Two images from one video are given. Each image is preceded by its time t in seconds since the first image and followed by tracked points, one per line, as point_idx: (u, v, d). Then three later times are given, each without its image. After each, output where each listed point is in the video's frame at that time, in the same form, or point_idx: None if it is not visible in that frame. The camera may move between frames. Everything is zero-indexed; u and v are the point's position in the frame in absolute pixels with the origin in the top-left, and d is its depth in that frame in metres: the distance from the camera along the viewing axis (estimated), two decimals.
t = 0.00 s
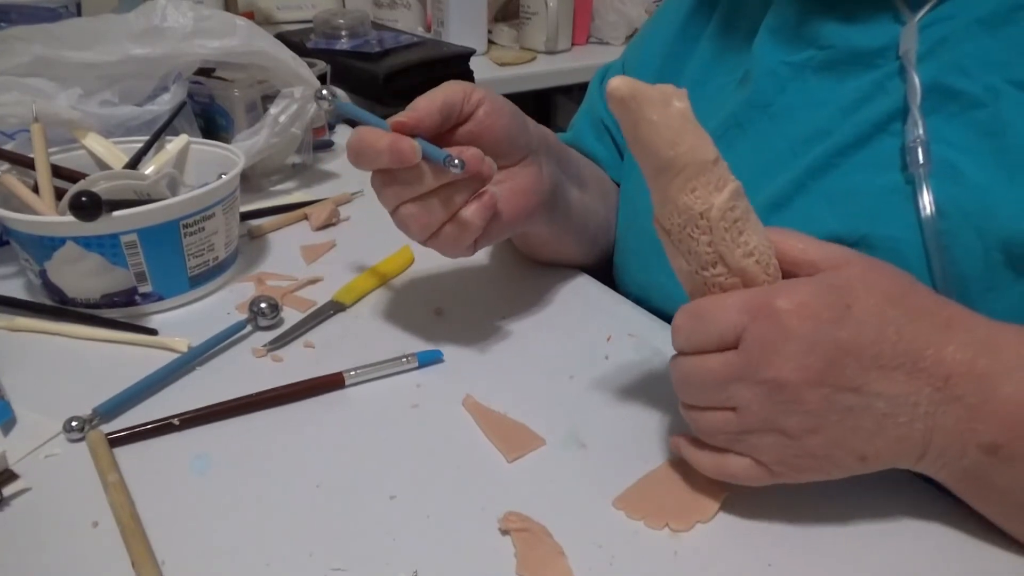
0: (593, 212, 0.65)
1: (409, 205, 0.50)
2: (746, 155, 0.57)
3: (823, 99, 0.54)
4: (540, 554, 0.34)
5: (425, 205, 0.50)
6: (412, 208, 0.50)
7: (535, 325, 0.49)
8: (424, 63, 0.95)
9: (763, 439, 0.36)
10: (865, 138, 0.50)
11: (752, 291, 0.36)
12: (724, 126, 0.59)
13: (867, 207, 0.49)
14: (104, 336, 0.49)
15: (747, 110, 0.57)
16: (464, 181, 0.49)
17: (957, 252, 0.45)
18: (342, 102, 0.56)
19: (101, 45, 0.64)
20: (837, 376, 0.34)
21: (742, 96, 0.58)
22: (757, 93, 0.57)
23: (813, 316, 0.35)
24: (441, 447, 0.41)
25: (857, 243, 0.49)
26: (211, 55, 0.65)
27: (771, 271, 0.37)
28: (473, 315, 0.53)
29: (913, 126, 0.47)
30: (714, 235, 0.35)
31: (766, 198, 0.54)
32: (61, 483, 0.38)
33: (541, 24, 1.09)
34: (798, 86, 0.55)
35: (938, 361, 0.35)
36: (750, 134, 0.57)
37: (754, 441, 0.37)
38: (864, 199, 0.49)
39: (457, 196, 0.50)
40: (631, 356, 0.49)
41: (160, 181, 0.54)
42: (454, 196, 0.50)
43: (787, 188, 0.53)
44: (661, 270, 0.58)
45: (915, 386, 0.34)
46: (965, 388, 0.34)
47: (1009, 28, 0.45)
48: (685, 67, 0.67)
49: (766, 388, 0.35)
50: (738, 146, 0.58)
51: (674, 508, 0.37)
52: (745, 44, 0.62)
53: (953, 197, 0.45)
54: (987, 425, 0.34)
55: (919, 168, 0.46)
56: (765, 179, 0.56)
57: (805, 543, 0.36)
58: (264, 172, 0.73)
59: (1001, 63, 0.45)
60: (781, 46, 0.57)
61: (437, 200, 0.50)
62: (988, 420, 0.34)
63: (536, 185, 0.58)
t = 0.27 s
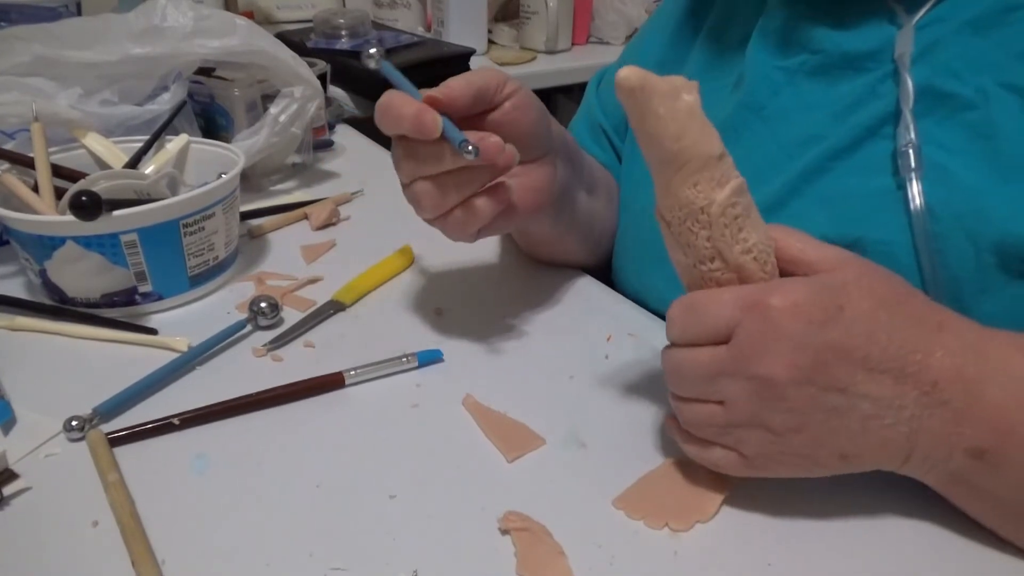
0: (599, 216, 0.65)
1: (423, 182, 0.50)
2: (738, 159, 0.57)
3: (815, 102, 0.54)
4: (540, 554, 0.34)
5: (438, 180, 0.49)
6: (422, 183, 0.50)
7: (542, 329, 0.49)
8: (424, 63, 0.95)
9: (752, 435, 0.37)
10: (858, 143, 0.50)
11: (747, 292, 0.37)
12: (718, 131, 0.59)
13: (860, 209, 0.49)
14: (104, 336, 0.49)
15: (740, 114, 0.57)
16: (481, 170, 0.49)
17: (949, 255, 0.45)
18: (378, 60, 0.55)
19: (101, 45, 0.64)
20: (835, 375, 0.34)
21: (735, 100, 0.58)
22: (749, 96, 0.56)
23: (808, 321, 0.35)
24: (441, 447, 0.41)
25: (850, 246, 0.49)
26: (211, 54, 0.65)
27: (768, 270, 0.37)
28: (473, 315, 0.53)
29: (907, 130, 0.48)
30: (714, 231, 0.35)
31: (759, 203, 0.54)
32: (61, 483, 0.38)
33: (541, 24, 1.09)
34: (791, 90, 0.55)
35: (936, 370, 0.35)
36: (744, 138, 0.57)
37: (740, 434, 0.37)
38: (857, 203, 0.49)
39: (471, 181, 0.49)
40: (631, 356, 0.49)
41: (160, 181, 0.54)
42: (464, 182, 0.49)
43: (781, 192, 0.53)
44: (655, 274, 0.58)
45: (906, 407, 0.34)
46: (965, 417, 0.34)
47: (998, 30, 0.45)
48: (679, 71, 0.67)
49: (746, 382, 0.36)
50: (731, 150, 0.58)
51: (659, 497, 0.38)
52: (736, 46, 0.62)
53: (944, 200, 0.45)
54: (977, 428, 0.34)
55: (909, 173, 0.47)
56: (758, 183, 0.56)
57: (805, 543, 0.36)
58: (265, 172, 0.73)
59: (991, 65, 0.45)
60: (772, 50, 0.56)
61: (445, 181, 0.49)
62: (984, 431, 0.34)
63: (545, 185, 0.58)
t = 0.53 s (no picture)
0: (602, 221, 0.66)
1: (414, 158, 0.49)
2: (733, 158, 0.57)
3: (809, 101, 0.54)
4: (541, 553, 0.34)
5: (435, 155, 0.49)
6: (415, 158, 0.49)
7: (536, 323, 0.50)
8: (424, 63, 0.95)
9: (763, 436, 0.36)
10: (850, 141, 0.51)
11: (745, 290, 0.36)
12: (713, 131, 0.59)
13: (852, 207, 0.49)
14: (104, 335, 0.49)
15: (735, 112, 0.57)
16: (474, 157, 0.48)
17: (943, 251, 0.45)
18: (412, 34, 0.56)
19: (101, 44, 0.64)
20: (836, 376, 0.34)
21: (731, 100, 0.58)
22: (744, 94, 0.57)
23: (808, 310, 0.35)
24: (441, 446, 0.41)
25: (844, 243, 0.49)
26: (211, 54, 0.65)
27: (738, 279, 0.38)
28: (473, 315, 0.53)
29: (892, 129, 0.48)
30: (682, 252, 0.36)
31: (753, 201, 0.54)
32: (61, 482, 0.38)
33: (541, 24, 1.09)
34: (786, 89, 0.55)
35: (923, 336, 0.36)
36: (739, 137, 0.57)
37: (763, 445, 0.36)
38: (849, 201, 0.49)
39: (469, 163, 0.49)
40: (631, 356, 0.49)
41: (160, 180, 0.54)
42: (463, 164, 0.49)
43: (775, 189, 0.53)
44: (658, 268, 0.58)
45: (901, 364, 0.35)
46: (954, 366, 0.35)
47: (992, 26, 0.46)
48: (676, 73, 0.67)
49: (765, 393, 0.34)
50: (727, 150, 0.58)
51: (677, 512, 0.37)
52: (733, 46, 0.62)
53: (938, 197, 0.45)
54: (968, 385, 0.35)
55: (898, 170, 0.47)
56: (753, 182, 0.56)
57: (806, 543, 0.36)
58: (265, 172, 0.73)
59: (985, 61, 0.46)
60: (767, 49, 0.57)
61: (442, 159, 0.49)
62: (976, 391, 0.35)
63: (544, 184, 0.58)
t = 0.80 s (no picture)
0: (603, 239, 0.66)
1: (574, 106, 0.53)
2: (732, 156, 0.58)
3: (811, 98, 0.54)
4: (541, 553, 0.34)
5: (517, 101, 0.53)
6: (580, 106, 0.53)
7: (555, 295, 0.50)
8: (424, 63, 0.95)
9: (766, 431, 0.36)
10: (850, 137, 0.51)
11: (727, 279, 0.37)
12: (716, 126, 0.59)
13: (850, 204, 0.49)
14: (105, 335, 0.49)
15: (737, 109, 0.57)
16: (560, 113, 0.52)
17: (944, 249, 0.45)
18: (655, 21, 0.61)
19: (102, 44, 0.64)
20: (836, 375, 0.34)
21: (733, 96, 0.58)
22: (743, 93, 0.57)
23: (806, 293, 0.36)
24: (442, 447, 0.41)
25: (845, 239, 0.49)
26: (211, 54, 0.65)
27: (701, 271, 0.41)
28: (473, 315, 0.53)
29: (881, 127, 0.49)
30: (650, 243, 0.40)
31: (752, 198, 0.54)
32: (61, 482, 0.38)
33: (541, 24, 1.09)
34: (786, 87, 0.56)
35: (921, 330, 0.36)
36: (741, 133, 0.57)
37: (766, 433, 0.36)
38: (846, 197, 0.50)
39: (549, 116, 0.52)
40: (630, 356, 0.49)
41: (161, 180, 0.54)
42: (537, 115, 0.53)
43: (775, 185, 0.53)
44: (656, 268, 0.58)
45: (900, 354, 0.35)
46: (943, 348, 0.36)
47: (994, 20, 0.45)
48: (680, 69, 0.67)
49: (770, 374, 0.35)
50: (731, 146, 0.58)
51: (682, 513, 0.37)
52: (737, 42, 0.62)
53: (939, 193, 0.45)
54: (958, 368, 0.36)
55: (884, 167, 0.48)
56: (752, 180, 0.56)
57: (806, 543, 0.36)
58: (265, 172, 0.73)
59: (987, 54, 0.45)
60: (768, 46, 0.57)
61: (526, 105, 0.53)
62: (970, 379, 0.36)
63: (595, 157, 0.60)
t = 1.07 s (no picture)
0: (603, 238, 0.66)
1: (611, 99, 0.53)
2: (732, 158, 0.58)
3: (811, 100, 0.54)
4: (540, 553, 0.34)
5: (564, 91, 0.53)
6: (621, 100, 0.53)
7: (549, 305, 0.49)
8: (424, 63, 0.95)
9: (766, 428, 0.36)
10: (850, 138, 0.51)
11: (716, 277, 0.38)
12: (717, 128, 0.59)
13: (847, 205, 0.49)
14: (105, 335, 0.49)
15: (737, 111, 0.57)
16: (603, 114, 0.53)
17: (942, 250, 0.44)
18: (687, 39, 0.63)
19: (101, 44, 0.64)
20: (836, 374, 0.34)
21: (733, 97, 0.58)
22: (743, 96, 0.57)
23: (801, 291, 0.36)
24: (442, 447, 0.41)
25: (843, 239, 0.50)
26: (211, 54, 0.65)
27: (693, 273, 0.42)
28: (473, 315, 0.53)
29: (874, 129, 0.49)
30: (641, 244, 0.40)
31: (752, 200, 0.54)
32: (61, 482, 0.38)
33: (541, 24, 1.09)
34: (786, 89, 0.56)
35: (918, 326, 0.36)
36: (742, 135, 0.58)
37: (761, 429, 0.36)
38: (844, 198, 0.50)
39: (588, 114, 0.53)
40: (630, 357, 0.49)
41: (161, 180, 0.54)
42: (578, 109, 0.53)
43: (775, 186, 0.53)
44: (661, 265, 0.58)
45: (898, 352, 0.35)
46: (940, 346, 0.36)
47: (996, 22, 0.46)
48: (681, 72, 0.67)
49: (767, 371, 0.35)
50: (731, 148, 0.58)
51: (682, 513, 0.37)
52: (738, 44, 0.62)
53: (937, 193, 0.45)
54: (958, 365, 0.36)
55: (877, 169, 0.48)
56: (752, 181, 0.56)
57: (805, 543, 0.36)
58: (265, 172, 0.73)
59: (988, 55, 0.45)
60: (768, 48, 0.57)
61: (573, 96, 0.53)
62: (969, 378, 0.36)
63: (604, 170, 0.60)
